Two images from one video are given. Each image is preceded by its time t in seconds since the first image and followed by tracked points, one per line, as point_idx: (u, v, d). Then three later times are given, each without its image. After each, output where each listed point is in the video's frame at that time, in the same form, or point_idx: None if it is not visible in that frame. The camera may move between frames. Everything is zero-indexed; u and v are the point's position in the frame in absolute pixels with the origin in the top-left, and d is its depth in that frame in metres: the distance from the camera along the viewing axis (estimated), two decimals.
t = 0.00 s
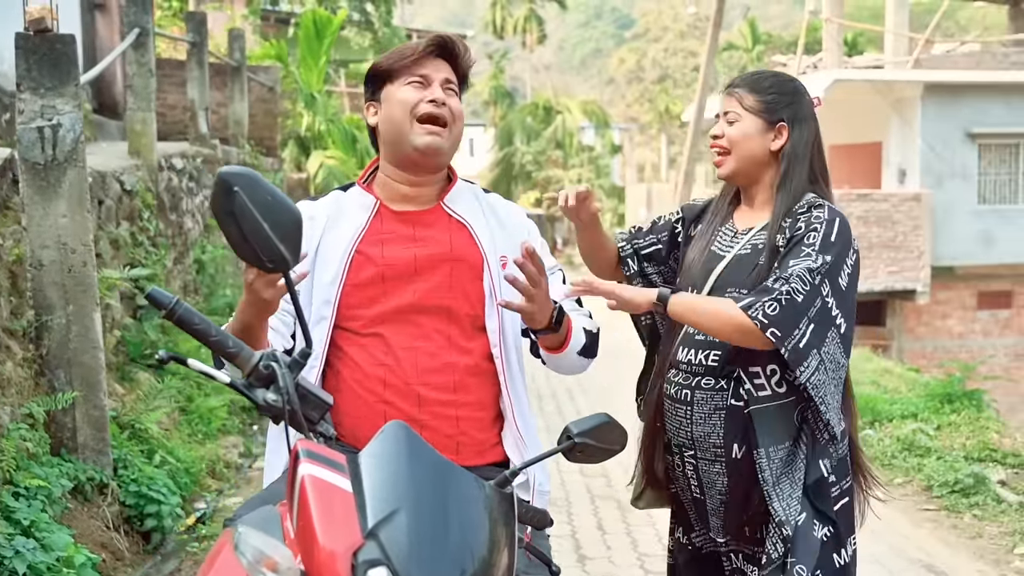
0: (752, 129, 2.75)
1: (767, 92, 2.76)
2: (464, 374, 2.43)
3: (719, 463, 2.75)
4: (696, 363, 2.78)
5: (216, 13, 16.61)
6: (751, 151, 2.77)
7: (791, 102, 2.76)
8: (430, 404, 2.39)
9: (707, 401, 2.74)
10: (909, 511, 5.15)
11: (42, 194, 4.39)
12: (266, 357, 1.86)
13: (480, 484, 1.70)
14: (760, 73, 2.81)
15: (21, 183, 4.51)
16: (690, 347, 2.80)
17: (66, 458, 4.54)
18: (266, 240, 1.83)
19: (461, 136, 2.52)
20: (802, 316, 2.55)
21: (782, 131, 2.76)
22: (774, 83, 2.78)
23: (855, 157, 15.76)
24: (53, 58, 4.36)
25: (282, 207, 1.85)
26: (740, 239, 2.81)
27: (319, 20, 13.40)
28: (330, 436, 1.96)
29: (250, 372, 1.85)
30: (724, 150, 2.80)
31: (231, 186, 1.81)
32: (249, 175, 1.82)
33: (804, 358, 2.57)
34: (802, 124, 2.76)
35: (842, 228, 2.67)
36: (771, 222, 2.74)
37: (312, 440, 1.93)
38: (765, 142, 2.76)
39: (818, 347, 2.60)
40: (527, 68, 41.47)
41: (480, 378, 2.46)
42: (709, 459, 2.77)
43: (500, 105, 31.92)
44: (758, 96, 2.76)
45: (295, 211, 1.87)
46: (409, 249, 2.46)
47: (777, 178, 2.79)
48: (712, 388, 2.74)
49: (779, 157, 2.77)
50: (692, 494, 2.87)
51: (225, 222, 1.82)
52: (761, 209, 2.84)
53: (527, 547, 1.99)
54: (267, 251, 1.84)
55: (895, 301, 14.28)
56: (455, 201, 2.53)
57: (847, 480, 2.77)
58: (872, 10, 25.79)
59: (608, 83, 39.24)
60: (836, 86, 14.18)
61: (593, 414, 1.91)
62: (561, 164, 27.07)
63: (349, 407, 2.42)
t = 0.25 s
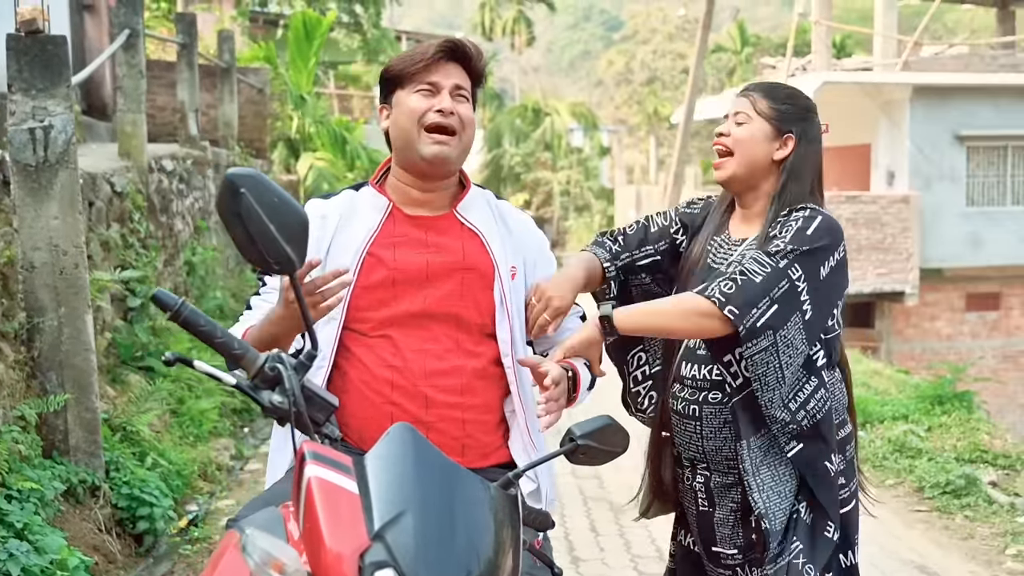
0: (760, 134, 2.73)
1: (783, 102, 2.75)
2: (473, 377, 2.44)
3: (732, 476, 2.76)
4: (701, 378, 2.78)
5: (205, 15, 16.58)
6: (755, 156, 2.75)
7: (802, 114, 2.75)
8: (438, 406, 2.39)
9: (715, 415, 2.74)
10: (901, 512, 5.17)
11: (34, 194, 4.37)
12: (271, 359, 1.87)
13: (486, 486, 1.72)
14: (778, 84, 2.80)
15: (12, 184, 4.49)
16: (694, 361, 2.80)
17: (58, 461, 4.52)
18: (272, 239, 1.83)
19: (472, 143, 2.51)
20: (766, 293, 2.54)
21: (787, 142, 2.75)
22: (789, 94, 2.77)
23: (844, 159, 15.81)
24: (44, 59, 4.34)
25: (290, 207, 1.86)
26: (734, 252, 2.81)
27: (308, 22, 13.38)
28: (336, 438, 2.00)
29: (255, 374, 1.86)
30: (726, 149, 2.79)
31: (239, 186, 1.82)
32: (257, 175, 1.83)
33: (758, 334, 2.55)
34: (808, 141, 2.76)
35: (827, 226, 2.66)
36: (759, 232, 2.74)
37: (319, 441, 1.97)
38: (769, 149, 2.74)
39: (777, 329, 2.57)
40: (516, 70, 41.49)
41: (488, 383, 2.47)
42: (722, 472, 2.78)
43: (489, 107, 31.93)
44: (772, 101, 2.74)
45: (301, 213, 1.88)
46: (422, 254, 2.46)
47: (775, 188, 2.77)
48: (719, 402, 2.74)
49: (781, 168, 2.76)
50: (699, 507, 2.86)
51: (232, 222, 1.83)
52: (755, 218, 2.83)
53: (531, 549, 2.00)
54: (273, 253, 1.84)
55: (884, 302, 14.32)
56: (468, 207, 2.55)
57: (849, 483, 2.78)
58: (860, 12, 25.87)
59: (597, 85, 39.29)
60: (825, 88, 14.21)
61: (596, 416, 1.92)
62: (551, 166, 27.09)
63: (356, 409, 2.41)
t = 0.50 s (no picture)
0: (763, 152, 2.70)
1: (766, 111, 2.70)
2: (485, 371, 2.48)
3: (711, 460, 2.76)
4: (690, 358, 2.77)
5: (195, 16, 16.55)
6: (763, 172, 2.72)
7: (795, 115, 2.70)
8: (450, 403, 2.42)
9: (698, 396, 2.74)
10: (893, 513, 5.19)
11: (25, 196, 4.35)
12: (273, 359, 1.88)
13: (488, 487, 1.73)
14: (757, 89, 2.75)
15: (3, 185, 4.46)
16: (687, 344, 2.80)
17: (48, 463, 4.50)
18: (274, 240, 1.82)
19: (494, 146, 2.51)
20: (795, 324, 2.51)
21: (791, 145, 2.71)
22: (772, 98, 2.71)
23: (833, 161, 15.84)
24: (35, 59, 4.30)
25: (292, 208, 1.86)
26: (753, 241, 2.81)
27: (298, 23, 13.36)
28: (337, 439, 2.01)
29: (258, 374, 1.86)
30: (735, 174, 2.76)
31: (240, 186, 1.81)
32: (259, 176, 1.82)
33: (778, 362, 2.53)
34: (808, 130, 2.71)
35: (848, 236, 2.64)
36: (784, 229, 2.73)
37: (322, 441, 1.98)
38: (777, 160, 2.72)
39: (789, 353, 2.56)
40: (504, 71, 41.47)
41: (494, 380, 2.51)
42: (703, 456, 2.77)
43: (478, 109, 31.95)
44: (756, 119, 2.69)
45: (304, 212, 1.87)
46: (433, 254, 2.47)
47: (797, 191, 2.77)
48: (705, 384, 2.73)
49: (792, 172, 2.74)
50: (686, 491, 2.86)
51: (234, 223, 1.83)
52: (778, 216, 2.81)
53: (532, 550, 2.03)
54: (277, 253, 1.84)
55: (873, 304, 14.36)
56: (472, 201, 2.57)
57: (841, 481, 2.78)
58: (848, 15, 25.96)
59: (585, 87, 39.33)
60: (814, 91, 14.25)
61: (597, 418, 1.97)
62: (540, 168, 27.10)
63: (366, 406, 2.42)
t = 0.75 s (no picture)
0: (710, 171, 2.63)
1: (725, 129, 2.63)
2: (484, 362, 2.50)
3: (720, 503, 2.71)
4: (689, 408, 2.71)
5: (184, 16, 16.52)
6: (708, 192, 2.65)
7: (751, 135, 2.63)
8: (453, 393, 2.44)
9: (703, 445, 2.69)
10: (885, 512, 5.19)
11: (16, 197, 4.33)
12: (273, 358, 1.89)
13: (489, 486, 1.73)
14: (720, 104, 2.68)
15: None
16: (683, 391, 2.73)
17: (39, 464, 4.47)
18: (276, 240, 1.83)
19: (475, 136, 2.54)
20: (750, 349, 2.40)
21: (741, 168, 2.63)
22: (733, 115, 2.65)
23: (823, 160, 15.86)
24: (25, 59, 4.28)
25: (293, 207, 1.86)
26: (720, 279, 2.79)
27: (287, 23, 13.34)
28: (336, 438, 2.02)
29: (258, 374, 1.87)
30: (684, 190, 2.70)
31: (241, 185, 1.81)
32: (261, 176, 1.82)
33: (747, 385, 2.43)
34: (762, 155, 2.63)
35: (803, 253, 2.53)
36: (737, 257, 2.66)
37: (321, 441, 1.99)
38: (725, 180, 2.64)
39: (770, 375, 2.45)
40: (493, 72, 41.46)
41: (494, 375, 2.53)
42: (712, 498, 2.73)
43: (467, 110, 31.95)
44: (714, 135, 2.62)
45: (303, 212, 1.87)
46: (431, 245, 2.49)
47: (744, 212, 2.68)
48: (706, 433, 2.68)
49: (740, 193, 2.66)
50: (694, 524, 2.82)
51: (236, 223, 1.82)
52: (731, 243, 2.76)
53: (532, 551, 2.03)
54: (276, 252, 1.84)
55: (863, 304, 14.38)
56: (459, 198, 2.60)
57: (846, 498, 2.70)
58: (837, 15, 26.03)
59: (575, 88, 39.37)
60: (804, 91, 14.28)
61: (595, 416, 1.97)
62: (530, 169, 27.10)
63: (372, 400, 2.42)
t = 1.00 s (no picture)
0: (728, 141, 2.74)
1: (743, 100, 2.73)
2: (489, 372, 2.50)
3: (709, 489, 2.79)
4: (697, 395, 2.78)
5: (172, 16, 16.49)
6: (727, 162, 2.76)
7: (771, 109, 2.73)
8: (454, 398, 2.44)
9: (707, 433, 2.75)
10: (877, 512, 5.20)
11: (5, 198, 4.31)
12: (268, 360, 1.87)
13: (485, 485, 1.72)
14: (741, 79, 2.78)
15: None
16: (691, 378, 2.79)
17: (30, 466, 4.44)
18: (268, 241, 1.82)
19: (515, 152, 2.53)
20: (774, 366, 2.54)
21: (759, 139, 2.74)
22: (750, 90, 2.75)
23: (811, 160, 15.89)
24: (14, 59, 4.26)
25: (287, 209, 1.85)
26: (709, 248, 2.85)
27: (276, 23, 13.31)
28: (333, 439, 2.01)
29: (253, 375, 1.86)
30: (703, 161, 2.80)
31: (234, 186, 1.80)
32: (254, 177, 1.81)
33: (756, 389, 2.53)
34: (779, 131, 2.74)
35: (799, 244, 2.62)
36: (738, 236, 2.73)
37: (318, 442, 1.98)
38: (742, 150, 2.74)
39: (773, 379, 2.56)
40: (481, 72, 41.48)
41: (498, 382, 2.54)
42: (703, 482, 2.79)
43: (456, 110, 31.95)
44: (734, 104, 2.73)
45: (299, 213, 1.86)
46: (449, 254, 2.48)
47: (756, 185, 2.78)
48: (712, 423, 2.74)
49: (756, 166, 2.76)
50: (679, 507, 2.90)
51: (227, 223, 1.82)
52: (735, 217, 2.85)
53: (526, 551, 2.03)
54: (270, 253, 1.83)
55: (851, 304, 14.42)
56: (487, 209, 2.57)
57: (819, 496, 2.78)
58: (825, 16, 26.10)
59: (563, 88, 39.40)
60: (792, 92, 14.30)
61: (589, 416, 1.96)
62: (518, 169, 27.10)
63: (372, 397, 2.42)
